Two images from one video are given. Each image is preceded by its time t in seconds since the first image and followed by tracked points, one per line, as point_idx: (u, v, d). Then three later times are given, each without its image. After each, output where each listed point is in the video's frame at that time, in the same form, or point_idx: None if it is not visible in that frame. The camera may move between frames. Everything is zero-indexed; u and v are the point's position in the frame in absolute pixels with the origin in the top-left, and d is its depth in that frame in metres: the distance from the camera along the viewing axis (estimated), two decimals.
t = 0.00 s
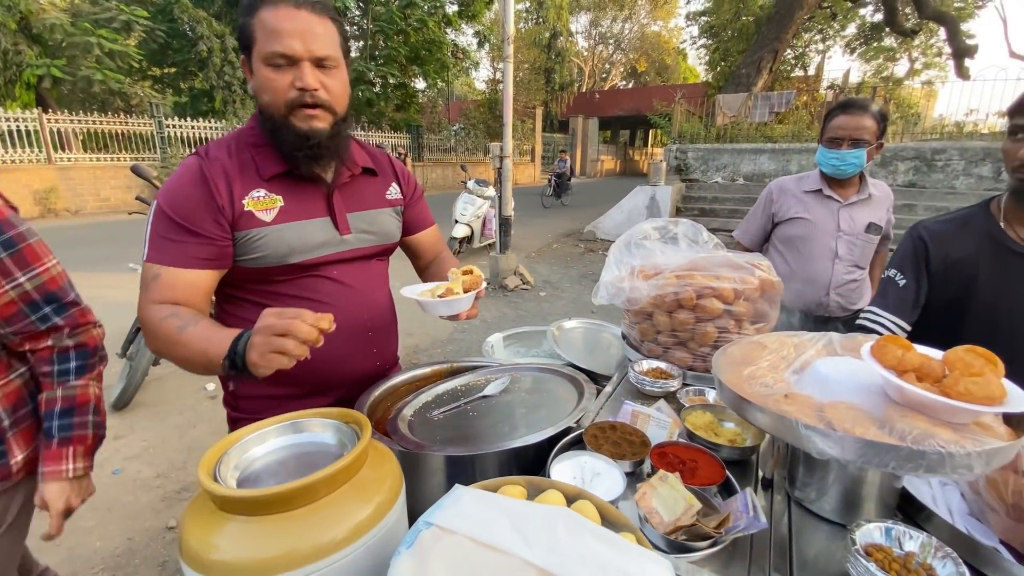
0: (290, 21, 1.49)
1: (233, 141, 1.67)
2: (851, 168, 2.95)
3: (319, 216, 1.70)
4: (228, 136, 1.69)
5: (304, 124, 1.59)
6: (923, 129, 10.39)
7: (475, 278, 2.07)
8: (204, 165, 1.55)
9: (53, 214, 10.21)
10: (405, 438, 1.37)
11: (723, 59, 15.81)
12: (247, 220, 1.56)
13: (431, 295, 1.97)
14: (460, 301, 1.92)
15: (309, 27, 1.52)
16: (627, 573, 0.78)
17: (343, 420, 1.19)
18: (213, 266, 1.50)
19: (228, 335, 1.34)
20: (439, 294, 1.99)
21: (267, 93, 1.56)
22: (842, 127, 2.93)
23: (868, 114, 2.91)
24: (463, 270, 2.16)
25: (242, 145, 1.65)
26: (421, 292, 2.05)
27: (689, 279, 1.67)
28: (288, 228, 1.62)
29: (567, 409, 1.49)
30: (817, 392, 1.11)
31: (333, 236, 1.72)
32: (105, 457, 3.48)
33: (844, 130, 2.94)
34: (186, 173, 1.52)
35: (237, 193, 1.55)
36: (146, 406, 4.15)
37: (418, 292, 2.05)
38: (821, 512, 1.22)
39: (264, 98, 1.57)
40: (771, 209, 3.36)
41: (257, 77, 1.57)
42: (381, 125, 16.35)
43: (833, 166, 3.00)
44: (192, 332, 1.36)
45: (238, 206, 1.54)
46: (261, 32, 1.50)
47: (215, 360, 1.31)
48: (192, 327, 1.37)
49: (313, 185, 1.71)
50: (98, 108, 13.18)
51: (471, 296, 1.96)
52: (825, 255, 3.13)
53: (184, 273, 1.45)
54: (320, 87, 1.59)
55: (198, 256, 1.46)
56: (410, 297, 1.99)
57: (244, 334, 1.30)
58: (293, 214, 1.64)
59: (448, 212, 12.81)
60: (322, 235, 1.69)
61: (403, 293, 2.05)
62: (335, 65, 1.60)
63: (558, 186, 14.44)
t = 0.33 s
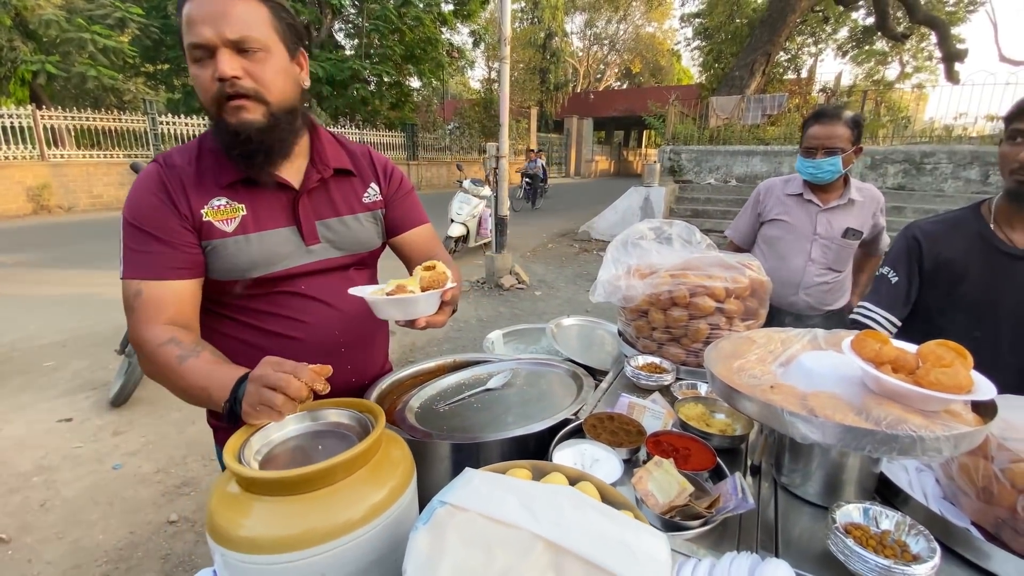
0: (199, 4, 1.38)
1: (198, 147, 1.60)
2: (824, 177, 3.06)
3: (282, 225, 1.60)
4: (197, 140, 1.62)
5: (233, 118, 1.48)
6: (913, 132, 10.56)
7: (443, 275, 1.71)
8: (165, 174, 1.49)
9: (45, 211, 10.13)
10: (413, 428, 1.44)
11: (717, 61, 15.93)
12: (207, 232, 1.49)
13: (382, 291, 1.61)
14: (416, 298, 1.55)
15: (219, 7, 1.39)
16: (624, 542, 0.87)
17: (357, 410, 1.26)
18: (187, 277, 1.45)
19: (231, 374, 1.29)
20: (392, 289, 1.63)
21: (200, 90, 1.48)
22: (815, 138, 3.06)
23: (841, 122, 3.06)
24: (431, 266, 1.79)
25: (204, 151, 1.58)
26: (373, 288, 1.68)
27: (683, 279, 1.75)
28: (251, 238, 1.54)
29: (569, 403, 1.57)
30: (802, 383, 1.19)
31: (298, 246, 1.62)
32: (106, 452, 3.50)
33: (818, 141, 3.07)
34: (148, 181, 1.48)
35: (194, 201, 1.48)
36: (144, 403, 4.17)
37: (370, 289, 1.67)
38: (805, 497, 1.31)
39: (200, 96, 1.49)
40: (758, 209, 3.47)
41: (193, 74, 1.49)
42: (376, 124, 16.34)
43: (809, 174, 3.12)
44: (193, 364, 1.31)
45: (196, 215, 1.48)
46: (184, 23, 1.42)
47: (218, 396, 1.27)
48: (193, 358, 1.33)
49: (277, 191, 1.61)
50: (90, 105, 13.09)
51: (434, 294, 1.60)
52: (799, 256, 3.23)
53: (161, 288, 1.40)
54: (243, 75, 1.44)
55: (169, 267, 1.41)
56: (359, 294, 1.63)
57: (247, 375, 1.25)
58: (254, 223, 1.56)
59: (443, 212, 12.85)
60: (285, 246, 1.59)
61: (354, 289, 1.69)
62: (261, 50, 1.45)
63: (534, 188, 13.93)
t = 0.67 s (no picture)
0: None
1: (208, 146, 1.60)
2: (793, 180, 3.08)
3: (282, 230, 1.56)
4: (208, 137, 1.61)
5: (212, 117, 1.45)
6: (932, 131, 10.35)
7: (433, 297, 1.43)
8: (170, 175, 1.51)
9: (64, 207, 10.30)
10: (433, 425, 1.46)
11: (731, 59, 15.75)
12: (207, 234, 1.49)
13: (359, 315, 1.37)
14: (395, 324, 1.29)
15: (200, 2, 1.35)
16: (649, 543, 0.87)
17: (381, 407, 1.28)
18: (194, 276, 1.47)
19: (259, 369, 1.33)
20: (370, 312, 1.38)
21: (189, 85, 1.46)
22: (783, 143, 3.09)
23: (807, 128, 3.04)
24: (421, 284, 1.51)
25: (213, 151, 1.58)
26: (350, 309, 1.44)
27: (702, 279, 1.75)
28: (250, 242, 1.51)
29: (586, 402, 1.57)
30: (828, 387, 1.18)
31: (298, 253, 1.58)
32: (125, 445, 3.57)
33: (786, 145, 3.09)
34: (158, 180, 1.50)
35: (194, 202, 1.48)
36: (161, 396, 4.24)
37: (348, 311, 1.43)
38: (827, 500, 1.30)
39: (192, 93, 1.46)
40: (738, 212, 3.56)
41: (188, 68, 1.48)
42: (388, 122, 16.40)
43: (780, 178, 3.15)
44: (216, 362, 1.34)
45: (195, 215, 1.48)
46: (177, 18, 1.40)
47: (241, 393, 1.30)
48: (215, 357, 1.35)
49: (279, 194, 1.57)
50: (108, 102, 13.29)
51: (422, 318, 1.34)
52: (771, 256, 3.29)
53: (172, 288, 1.43)
54: (221, 71, 1.38)
55: (175, 266, 1.43)
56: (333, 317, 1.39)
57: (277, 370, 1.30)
58: (254, 226, 1.53)
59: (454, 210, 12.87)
60: (285, 252, 1.56)
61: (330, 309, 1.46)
62: (243, 45, 1.38)
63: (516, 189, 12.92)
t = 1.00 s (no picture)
0: None
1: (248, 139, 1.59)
2: (763, 173, 3.05)
3: (314, 227, 1.51)
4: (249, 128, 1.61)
5: (281, 104, 1.43)
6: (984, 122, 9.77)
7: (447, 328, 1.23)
8: (209, 167, 1.52)
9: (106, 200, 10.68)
10: (463, 421, 1.42)
11: (767, 49, 15.19)
12: (242, 228, 1.47)
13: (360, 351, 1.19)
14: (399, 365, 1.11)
15: None
16: (693, 553, 0.82)
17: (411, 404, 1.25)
18: (228, 269, 1.47)
19: (291, 363, 1.31)
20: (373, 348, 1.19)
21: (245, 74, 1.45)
22: (753, 136, 3.03)
23: (776, 121, 3.01)
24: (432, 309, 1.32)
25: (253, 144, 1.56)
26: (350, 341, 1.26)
27: (743, 277, 1.68)
28: (281, 238, 1.48)
29: (622, 401, 1.51)
30: (887, 394, 1.10)
31: (331, 251, 1.52)
32: (163, 431, 3.69)
33: (756, 138, 3.04)
34: (196, 172, 1.50)
35: (231, 196, 1.47)
36: (196, 384, 4.36)
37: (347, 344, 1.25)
38: (881, 512, 1.22)
39: (246, 79, 1.44)
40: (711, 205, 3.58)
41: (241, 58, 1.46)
42: (416, 117, 16.47)
43: (748, 171, 3.12)
44: (250, 354, 1.34)
45: (231, 208, 1.47)
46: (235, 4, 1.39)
47: (276, 387, 1.29)
48: (249, 350, 1.35)
49: (315, 190, 1.52)
50: (147, 98, 13.72)
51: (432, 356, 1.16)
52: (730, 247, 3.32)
53: (208, 281, 1.43)
54: (292, 57, 1.38)
55: (211, 260, 1.44)
56: (332, 351, 1.22)
57: (310, 364, 1.27)
58: (288, 222, 1.49)
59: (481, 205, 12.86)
60: (317, 251, 1.51)
61: (330, 336, 1.30)
62: (314, 32, 1.38)
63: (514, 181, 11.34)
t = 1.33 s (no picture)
0: None
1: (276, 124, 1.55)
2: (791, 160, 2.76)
3: (335, 221, 1.44)
4: (277, 114, 1.56)
5: (325, 89, 1.37)
6: None
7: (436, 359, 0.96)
8: (236, 153, 1.49)
9: (152, 190, 11.05)
10: (488, 419, 1.36)
11: (814, 29, 14.39)
12: (266, 219, 1.44)
13: (319, 397, 0.92)
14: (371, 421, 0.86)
15: None
16: None
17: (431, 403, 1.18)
18: (254, 259, 1.45)
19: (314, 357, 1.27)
20: (337, 394, 0.92)
21: (277, 56, 1.38)
22: (780, 118, 2.74)
23: (795, 103, 2.77)
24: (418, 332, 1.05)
25: (280, 130, 1.51)
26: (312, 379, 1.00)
27: (795, 270, 1.55)
28: (302, 231, 1.43)
29: (660, 405, 1.40)
30: (966, 405, 0.97)
31: (353, 246, 1.46)
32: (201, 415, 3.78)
33: (782, 120, 2.74)
34: (221, 158, 1.48)
35: (254, 185, 1.44)
36: (233, 369, 4.46)
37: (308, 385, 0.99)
38: (950, 535, 1.09)
39: (279, 58, 1.38)
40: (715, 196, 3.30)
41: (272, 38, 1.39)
42: (448, 107, 16.41)
43: (774, 158, 2.80)
44: (275, 345, 1.31)
45: (254, 198, 1.44)
46: None
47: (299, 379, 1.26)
48: (273, 341, 1.32)
49: (338, 181, 1.46)
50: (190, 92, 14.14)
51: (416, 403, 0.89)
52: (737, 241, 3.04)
53: (234, 270, 1.42)
54: (337, 38, 1.31)
55: (236, 249, 1.42)
56: (287, 394, 0.96)
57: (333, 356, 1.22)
58: (311, 214, 1.44)
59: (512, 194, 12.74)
60: (337, 245, 1.45)
61: (288, 371, 1.04)
62: (357, 12, 1.32)
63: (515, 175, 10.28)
